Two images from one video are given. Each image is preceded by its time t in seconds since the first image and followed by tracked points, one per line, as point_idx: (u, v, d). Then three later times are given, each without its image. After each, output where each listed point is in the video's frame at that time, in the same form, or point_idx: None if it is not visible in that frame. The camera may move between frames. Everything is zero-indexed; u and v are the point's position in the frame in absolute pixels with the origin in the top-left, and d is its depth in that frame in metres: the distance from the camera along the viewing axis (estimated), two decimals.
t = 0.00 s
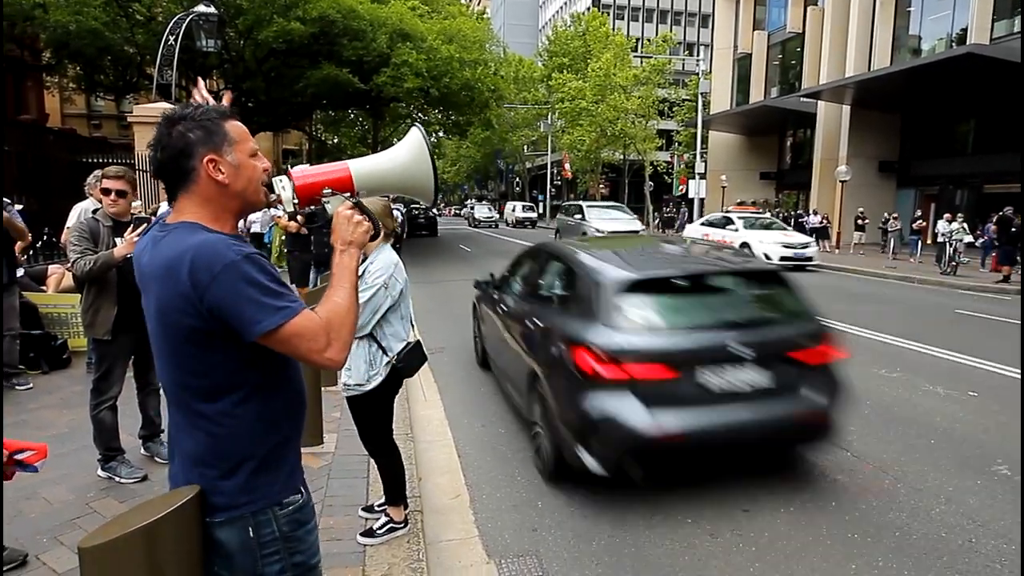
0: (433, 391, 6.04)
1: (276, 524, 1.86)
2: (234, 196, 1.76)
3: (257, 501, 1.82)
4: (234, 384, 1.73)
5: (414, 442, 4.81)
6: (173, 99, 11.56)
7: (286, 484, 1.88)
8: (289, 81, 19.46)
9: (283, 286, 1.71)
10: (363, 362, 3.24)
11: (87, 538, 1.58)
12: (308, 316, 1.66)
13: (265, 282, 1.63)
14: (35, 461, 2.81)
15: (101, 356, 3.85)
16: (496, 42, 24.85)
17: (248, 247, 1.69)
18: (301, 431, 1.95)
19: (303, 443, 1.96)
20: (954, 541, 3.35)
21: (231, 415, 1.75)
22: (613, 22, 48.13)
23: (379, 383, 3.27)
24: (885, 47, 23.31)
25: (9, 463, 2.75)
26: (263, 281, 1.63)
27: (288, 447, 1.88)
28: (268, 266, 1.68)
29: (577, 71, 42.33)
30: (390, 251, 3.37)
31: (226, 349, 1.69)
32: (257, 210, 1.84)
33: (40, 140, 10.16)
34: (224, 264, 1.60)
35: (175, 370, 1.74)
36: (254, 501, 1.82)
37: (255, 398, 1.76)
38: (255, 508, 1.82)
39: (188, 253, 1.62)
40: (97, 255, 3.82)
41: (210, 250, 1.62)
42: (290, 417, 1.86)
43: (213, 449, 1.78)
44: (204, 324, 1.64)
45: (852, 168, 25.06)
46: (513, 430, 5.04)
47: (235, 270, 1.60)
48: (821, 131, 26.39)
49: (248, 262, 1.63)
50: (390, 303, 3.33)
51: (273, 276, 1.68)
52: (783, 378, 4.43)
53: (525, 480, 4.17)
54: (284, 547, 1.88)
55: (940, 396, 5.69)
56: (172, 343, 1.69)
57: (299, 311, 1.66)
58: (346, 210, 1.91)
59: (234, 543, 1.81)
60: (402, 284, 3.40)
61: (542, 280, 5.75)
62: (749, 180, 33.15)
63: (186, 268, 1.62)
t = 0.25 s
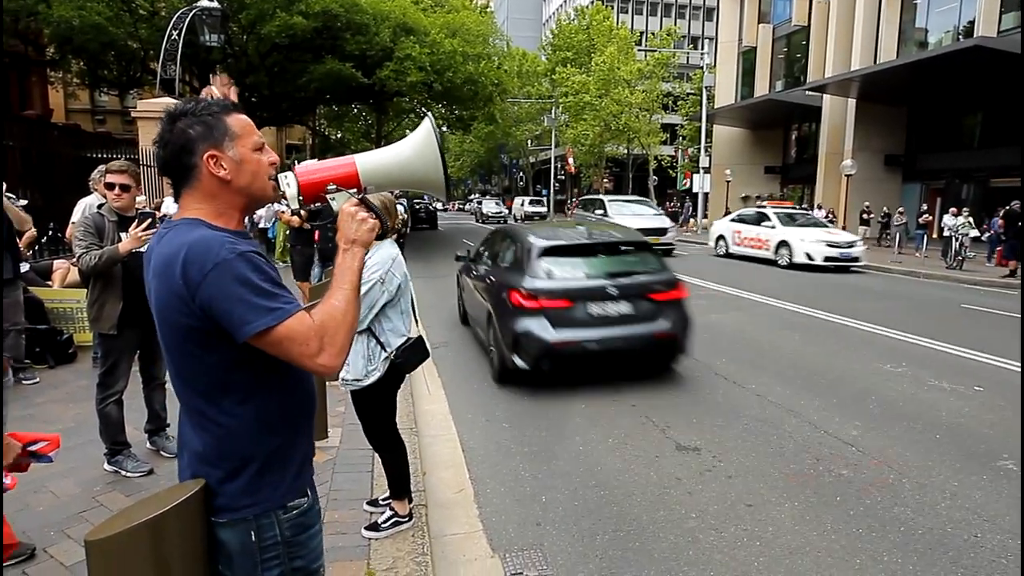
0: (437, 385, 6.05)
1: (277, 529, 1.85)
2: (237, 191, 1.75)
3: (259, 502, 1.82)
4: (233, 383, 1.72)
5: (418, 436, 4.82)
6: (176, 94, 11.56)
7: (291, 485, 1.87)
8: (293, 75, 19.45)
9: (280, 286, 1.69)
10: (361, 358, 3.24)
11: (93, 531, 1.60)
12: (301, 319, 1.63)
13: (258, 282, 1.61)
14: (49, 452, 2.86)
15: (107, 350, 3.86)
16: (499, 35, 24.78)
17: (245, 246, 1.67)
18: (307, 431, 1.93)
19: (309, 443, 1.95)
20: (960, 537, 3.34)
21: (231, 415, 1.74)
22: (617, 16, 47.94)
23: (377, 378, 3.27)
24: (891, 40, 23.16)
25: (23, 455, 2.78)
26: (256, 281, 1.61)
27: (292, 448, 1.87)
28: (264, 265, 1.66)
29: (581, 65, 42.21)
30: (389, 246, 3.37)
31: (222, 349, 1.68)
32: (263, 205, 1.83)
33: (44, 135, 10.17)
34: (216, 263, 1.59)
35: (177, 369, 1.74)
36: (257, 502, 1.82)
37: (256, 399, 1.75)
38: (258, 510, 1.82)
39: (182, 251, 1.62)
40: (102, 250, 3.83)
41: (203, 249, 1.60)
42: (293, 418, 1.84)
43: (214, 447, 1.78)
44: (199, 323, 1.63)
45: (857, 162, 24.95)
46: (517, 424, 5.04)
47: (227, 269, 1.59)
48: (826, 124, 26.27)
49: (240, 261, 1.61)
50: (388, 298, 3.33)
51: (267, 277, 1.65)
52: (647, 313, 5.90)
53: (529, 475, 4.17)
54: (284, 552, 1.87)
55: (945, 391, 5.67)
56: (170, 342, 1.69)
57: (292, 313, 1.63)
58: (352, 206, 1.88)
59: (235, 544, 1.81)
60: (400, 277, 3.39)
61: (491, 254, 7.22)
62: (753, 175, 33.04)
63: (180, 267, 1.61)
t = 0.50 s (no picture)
0: (438, 385, 6.05)
1: (284, 536, 1.84)
2: (240, 190, 1.74)
3: (268, 508, 1.80)
4: (236, 388, 1.70)
5: (420, 435, 4.82)
6: (178, 94, 11.57)
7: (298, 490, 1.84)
8: (295, 74, 19.47)
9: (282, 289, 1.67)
10: (358, 358, 3.25)
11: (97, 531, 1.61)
12: (299, 323, 1.61)
13: (256, 286, 1.59)
14: (60, 444, 2.82)
15: (110, 350, 3.86)
16: (501, 34, 24.76)
17: (247, 248, 1.66)
18: (317, 436, 1.90)
19: (318, 449, 1.92)
20: (963, 537, 3.34)
21: (234, 419, 1.72)
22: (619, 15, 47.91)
23: (374, 379, 3.27)
24: (894, 39, 23.11)
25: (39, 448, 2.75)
26: (252, 284, 1.59)
27: (300, 453, 1.84)
28: (264, 268, 1.64)
29: (583, 64, 42.15)
30: (386, 247, 3.36)
31: (223, 353, 1.67)
32: (270, 206, 1.81)
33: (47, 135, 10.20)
34: (215, 265, 1.58)
35: (182, 374, 1.73)
36: (265, 509, 1.79)
37: (260, 404, 1.73)
38: (265, 517, 1.80)
39: (180, 253, 1.62)
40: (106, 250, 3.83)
41: (202, 251, 1.60)
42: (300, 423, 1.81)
43: (218, 452, 1.76)
44: (198, 326, 1.63)
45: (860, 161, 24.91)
46: (518, 423, 5.04)
47: (224, 271, 1.57)
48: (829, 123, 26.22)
49: (238, 263, 1.59)
50: (384, 298, 3.32)
51: (266, 280, 1.63)
52: (581, 280, 8.79)
53: (531, 473, 4.17)
54: (289, 559, 1.86)
55: (947, 391, 5.66)
56: (174, 345, 1.69)
57: (289, 317, 1.60)
58: (360, 207, 1.83)
59: (241, 552, 1.79)
60: (397, 277, 3.38)
61: (475, 242, 9.54)
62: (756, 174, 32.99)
63: (179, 270, 1.61)
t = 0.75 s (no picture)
0: (440, 385, 6.06)
1: (290, 545, 1.76)
2: (236, 189, 1.71)
3: (272, 516, 1.72)
4: (235, 393, 1.64)
5: (421, 435, 4.82)
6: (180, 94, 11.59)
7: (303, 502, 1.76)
8: (297, 74, 19.51)
9: (277, 292, 1.61)
10: (357, 358, 3.27)
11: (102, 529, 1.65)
12: (287, 328, 1.54)
13: (245, 287, 1.53)
14: (67, 433, 2.92)
15: (112, 350, 3.86)
16: (503, 35, 24.77)
17: (244, 250, 1.61)
18: (327, 444, 1.83)
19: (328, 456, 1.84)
20: (964, 537, 3.33)
21: (234, 424, 1.66)
22: (621, 15, 47.91)
23: (372, 379, 3.27)
24: (896, 38, 23.07)
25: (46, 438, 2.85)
26: (241, 286, 1.53)
27: (307, 462, 1.76)
28: (258, 269, 1.59)
29: (585, 64, 42.10)
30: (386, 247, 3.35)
31: (220, 356, 1.62)
32: (270, 206, 1.77)
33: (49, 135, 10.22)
34: (206, 265, 1.54)
35: (187, 376, 1.70)
36: (270, 517, 1.72)
37: (260, 407, 1.66)
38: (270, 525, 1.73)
39: (179, 254, 1.60)
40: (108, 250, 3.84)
41: (197, 251, 1.57)
42: (304, 431, 1.73)
43: (219, 458, 1.70)
44: (194, 328, 1.60)
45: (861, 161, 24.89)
46: (519, 423, 5.04)
47: (214, 271, 1.53)
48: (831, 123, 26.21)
49: (230, 264, 1.54)
50: (383, 298, 3.31)
51: (259, 282, 1.57)
52: (542, 264, 10.02)
53: (532, 473, 4.17)
54: (296, 568, 1.79)
55: (949, 391, 5.66)
56: (177, 348, 1.67)
57: (278, 321, 1.54)
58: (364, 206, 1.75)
59: (246, 561, 1.72)
60: (397, 278, 3.37)
61: (457, 236, 10.82)
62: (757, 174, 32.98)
63: (178, 270, 1.60)
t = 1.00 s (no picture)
0: (440, 380, 6.07)
1: (288, 546, 1.75)
2: (239, 184, 1.70)
3: (269, 517, 1.70)
4: (230, 393, 1.63)
5: (420, 430, 4.83)
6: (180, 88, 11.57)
7: (298, 504, 1.73)
8: (297, 68, 19.47)
9: (271, 292, 1.58)
10: (356, 353, 3.26)
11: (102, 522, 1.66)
12: (276, 331, 1.51)
13: (236, 288, 1.51)
14: (58, 431, 2.87)
15: (113, 344, 3.86)
16: (503, 30, 24.71)
17: (238, 248, 1.59)
18: (326, 444, 1.80)
19: (327, 459, 1.80)
20: (962, 533, 3.34)
21: (228, 424, 1.65)
22: (622, 10, 47.78)
23: (371, 375, 3.27)
24: (898, 35, 23.02)
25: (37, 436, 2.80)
26: (232, 285, 1.51)
27: (304, 463, 1.74)
28: (251, 269, 1.56)
29: (585, 60, 42.05)
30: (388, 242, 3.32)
31: (213, 356, 1.61)
32: (275, 202, 1.75)
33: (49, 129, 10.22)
34: (199, 264, 1.53)
35: (183, 374, 1.68)
36: (265, 519, 1.70)
37: (256, 407, 1.64)
38: (265, 527, 1.70)
39: (174, 251, 1.59)
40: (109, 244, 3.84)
41: (191, 248, 1.56)
42: (300, 432, 1.71)
43: (215, 458, 1.69)
44: (188, 328, 1.59)
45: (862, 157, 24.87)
46: (519, 418, 5.05)
47: (206, 270, 1.52)
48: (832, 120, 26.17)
49: (221, 264, 1.52)
50: (383, 294, 3.29)
51: (251, 283, 1.54)
52: (515, 248, 12.04)
53: (532, 468, 4.17)
54: (292, 567, 1.77)
55: (948, 388, 5.67)
56: (173, 347, 1.66)
57: (268, 324, 1.51)
58: (365, 205, 1.71)
59: (244, 562, 1.71)
60: (399, 273, 3.35)
61: (445, 226, 12.76)
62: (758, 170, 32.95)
63: (173, 266, 1.59)
